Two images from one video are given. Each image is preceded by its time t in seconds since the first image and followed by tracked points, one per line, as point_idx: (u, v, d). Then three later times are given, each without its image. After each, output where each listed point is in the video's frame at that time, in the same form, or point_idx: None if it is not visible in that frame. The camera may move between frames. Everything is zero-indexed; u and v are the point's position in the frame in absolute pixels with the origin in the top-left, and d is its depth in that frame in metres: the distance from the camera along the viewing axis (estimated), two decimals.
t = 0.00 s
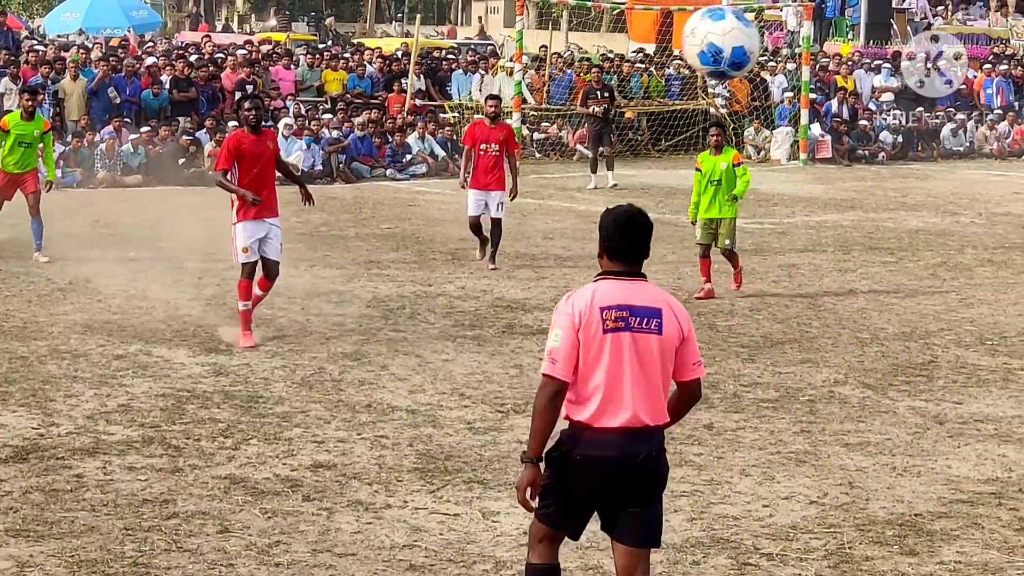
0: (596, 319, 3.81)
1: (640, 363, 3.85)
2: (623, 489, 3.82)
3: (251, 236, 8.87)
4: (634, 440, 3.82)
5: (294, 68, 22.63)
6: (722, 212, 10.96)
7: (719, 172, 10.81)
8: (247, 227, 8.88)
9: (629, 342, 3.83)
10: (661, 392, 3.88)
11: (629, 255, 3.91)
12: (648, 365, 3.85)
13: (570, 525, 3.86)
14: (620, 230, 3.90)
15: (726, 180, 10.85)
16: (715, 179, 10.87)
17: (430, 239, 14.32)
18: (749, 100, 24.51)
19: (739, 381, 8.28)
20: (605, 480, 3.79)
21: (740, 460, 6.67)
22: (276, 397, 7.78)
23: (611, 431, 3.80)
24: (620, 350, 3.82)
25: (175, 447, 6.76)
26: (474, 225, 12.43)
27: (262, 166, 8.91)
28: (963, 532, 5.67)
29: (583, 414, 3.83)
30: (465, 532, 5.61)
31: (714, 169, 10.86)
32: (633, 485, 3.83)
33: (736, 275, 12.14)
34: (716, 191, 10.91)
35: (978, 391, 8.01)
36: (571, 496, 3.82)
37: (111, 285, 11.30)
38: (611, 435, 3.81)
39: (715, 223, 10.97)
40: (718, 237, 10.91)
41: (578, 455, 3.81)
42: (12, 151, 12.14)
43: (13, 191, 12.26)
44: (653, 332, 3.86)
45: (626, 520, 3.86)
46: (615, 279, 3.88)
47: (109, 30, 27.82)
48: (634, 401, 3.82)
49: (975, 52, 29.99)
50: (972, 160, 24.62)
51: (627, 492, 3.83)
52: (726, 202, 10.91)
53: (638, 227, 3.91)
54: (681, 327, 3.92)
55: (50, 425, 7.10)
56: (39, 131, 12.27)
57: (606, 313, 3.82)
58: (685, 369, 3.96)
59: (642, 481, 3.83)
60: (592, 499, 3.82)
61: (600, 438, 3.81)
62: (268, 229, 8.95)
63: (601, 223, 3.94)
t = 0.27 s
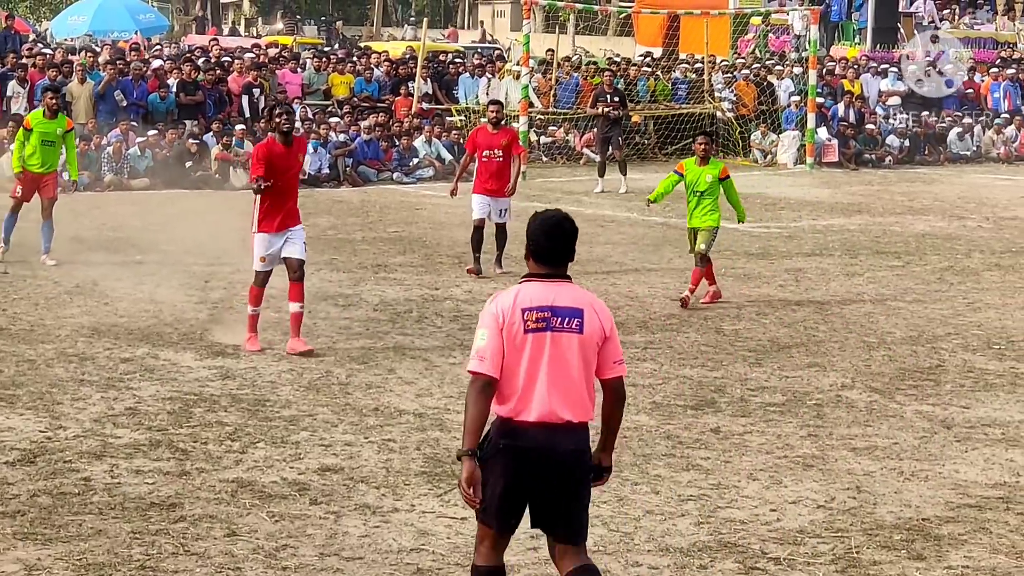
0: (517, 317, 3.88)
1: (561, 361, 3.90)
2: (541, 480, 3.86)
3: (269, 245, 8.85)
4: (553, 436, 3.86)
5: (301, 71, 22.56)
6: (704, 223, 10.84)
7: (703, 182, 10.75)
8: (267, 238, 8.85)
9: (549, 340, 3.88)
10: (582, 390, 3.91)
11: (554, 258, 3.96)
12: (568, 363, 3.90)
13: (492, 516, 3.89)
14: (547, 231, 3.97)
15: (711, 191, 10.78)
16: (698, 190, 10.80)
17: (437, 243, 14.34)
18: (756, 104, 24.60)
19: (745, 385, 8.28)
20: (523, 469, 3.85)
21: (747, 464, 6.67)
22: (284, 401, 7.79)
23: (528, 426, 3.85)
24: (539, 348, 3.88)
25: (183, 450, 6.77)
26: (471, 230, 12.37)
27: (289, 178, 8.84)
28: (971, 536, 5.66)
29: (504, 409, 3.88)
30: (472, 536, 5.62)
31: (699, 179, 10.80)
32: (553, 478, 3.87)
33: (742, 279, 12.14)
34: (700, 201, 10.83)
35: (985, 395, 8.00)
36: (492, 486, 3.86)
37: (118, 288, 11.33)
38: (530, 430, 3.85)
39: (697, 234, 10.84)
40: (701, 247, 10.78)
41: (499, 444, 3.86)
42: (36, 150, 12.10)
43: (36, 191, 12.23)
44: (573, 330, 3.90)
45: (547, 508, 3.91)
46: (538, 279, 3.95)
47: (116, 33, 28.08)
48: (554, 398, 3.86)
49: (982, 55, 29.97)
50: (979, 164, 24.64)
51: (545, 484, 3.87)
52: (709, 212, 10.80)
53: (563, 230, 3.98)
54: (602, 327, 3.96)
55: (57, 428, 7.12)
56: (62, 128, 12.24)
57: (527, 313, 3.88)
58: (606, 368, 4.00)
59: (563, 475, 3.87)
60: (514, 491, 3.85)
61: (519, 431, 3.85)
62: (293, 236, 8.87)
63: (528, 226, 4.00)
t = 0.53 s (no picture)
0: (470, 305, 4.17)
1: (515, 347, 4.18)
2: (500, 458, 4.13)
3: (300, 244, 8.67)
4: (510, 414, 4.14)
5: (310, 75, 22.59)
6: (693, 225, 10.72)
7: (691, 183, 10.64)
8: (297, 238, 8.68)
9: (501, 325, 4.17)
10: (534, 371, 4.20)
11: (506, 248, 4.24)
12: (521, 347, 4.18)
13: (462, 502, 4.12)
14: (499, 222, 4.23)
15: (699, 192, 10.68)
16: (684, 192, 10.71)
17: (446, 247, 14.34)
18: (765, 108, 24.66)
19: (754, 390, 8.27)
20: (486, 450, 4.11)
21: (755, 468, 6.68)
22: (292, 404, 7.80)
23: (486, 406, 4.13)
24: (493, 333, 4.17)
25: (192, 454, 6.79)
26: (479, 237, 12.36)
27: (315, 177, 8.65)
28: (981, 541, 5.66)
29: (462, 391, 4.15)
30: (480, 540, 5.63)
31: (686, 181, 10.70)
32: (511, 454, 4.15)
33: (752, 283, 12.13)
34: (688, 203, 10.73)
35: (994, 400, 7.98)
36: (456, 467, 4.12)
37: (127, 291, 11.36)
38: (488, 409, 4.13)
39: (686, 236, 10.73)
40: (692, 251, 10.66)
41: (463, 428, 4.12)
42: (54, 154, 12.09)
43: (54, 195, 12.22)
44: (525, 316, 4.19)
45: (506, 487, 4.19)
46: (491, 268, 4.23)
47: (125, 37, 28.21)
48: (510, 380, 4.14)
49: (992, 60, 29.91)
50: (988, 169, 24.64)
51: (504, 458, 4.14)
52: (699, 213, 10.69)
53: (514, 222, 4.24)
54: (553, 312, 4.25)
55: (66, 431, 7.14)
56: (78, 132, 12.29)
57: (480, 300, 4.17)
58: (558, 348, 4.28)
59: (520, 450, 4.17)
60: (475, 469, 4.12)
61: (478, 412, 4.13)
62: (321, 240, 8.75)
63: (478, 217, 4.26)
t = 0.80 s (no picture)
0: (439, 298, 4.50)
1: (480, 338, 4.52)
2: (460, 446, 4.48)
3: (322, 257, 8.60)
4: (472, 403, 4.49)
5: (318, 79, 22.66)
6: (680, 238, 10.32)
7: (675, 194, 10.22)
8: (321, 252, 8.62)
9: (467, 317, 4.51)
10: (496, 360, 4.54)
11: (471, 244, 4.59)
12: (485, 339, 4.53)
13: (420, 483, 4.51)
14: (466, 221, 4.58)
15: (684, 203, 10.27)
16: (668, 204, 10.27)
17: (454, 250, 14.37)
18: (773, 112, 24.49)
19: (762, 394, 8.27)
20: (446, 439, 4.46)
21: (763, 472, 6.68)
22: (301, 408, 7.82)
23: (450, 394, 4.47)
24: (460, 324, 4.51)
25: (200, 457, 6.81)
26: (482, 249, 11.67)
27: (336, 188, 8.55)
28: (988, 545, 5.66)
29: (429, 379, 4.49)
30: (488, 543, 5.64)
31: (670, 193, 10.26)
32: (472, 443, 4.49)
33: (759, 287, 12.13)
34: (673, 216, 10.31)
35: (1002, 405, 7.97)
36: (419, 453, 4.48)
37: (135, 295, 11.38)
38: (452, 397, 4.47)
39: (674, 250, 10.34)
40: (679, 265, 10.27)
41: (425, 418, 4.47)
42: (68, 158, 12.08)
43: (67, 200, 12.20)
44: (489, 309, 4.54)
45: (468, 478, 4.54)
46: (457, 265, 4.57)
47: (134, 41, 28.28)
48: (474, 371, 4.49)
49: (1000, 65, 29.91)
50: (997, 173, 24.65)
51: (464, 447, 4.48)
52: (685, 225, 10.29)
53: (480, 221, 4.59)
54: (515, 306, 4.61)
55: (74, 434, 7.17)
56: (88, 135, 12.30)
57: (448, 293, 4.51)
58: (518, 344, 4.63)
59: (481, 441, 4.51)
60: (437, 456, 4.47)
61: (442, 400, 4.47)
62: (344, 252, 8.71)
63: (448, 216, 4.60)
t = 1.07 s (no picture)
0: (458, 294, 4.71)
1: (498, 332, 4.69)
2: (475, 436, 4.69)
3: (388, 265, 8.67)
4: (488, 395, 4.66)
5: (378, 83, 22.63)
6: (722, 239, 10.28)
7: (720, 195, 10.19)
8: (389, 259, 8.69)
9: (486, 312, 4.70)
10: (516, 354, 4.71)
11: (492, 243, 4.79)
12: (503, 334, 4.69)
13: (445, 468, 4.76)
14: (487, 222, 4.80)
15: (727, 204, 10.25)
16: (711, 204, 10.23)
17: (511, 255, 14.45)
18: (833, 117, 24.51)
19: (821, 400, 8.26)
20: (461, 427, 4.68)
21: (823, 478, 6.69)
22: (359, 413, 7.93)
23: (466, 385, 4.67)
24: (478, 320, 4.70)
25: (259, 462, 6.93)
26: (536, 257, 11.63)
27: (403, 194, 8.64)
28: None
29: (447, 371, 4.71)
30: (547, 548, 5.70)
31: (714, 193, 10.22)
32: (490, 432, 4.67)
33: (818, 292, 12.10)
34: (715, 217, 10.27)
35: None
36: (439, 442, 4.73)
37: (195, 299, 11.57)
38: (467, 389, 4.67)
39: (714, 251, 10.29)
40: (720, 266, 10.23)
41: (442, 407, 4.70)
42: (136, 165, 12.26)
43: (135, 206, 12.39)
44: (507, 304, 4.71)
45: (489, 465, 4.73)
46: (480, 263, 4.78)
47: (194, 46, 28.59)
48: (490, 363, 4.66)
49: None
50: None
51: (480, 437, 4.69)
52: (728, 227, 10.26)
53: (501, 222, 4.82)
54: (535, 301, 4.77)
55: (135, 438, 7.32)
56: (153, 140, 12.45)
57: (468, 289, 4.71)
58: (541, 337, 4.83)
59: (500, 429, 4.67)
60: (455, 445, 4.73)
61: (459, 391, 4.68)
62: (411, 260, 8.74)
63: (472, 217, 4.83)
